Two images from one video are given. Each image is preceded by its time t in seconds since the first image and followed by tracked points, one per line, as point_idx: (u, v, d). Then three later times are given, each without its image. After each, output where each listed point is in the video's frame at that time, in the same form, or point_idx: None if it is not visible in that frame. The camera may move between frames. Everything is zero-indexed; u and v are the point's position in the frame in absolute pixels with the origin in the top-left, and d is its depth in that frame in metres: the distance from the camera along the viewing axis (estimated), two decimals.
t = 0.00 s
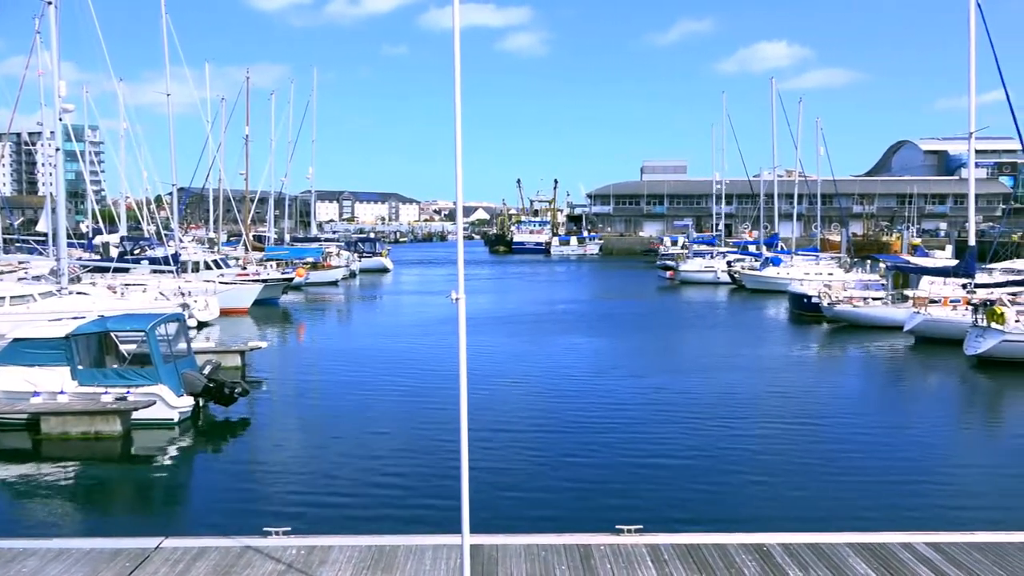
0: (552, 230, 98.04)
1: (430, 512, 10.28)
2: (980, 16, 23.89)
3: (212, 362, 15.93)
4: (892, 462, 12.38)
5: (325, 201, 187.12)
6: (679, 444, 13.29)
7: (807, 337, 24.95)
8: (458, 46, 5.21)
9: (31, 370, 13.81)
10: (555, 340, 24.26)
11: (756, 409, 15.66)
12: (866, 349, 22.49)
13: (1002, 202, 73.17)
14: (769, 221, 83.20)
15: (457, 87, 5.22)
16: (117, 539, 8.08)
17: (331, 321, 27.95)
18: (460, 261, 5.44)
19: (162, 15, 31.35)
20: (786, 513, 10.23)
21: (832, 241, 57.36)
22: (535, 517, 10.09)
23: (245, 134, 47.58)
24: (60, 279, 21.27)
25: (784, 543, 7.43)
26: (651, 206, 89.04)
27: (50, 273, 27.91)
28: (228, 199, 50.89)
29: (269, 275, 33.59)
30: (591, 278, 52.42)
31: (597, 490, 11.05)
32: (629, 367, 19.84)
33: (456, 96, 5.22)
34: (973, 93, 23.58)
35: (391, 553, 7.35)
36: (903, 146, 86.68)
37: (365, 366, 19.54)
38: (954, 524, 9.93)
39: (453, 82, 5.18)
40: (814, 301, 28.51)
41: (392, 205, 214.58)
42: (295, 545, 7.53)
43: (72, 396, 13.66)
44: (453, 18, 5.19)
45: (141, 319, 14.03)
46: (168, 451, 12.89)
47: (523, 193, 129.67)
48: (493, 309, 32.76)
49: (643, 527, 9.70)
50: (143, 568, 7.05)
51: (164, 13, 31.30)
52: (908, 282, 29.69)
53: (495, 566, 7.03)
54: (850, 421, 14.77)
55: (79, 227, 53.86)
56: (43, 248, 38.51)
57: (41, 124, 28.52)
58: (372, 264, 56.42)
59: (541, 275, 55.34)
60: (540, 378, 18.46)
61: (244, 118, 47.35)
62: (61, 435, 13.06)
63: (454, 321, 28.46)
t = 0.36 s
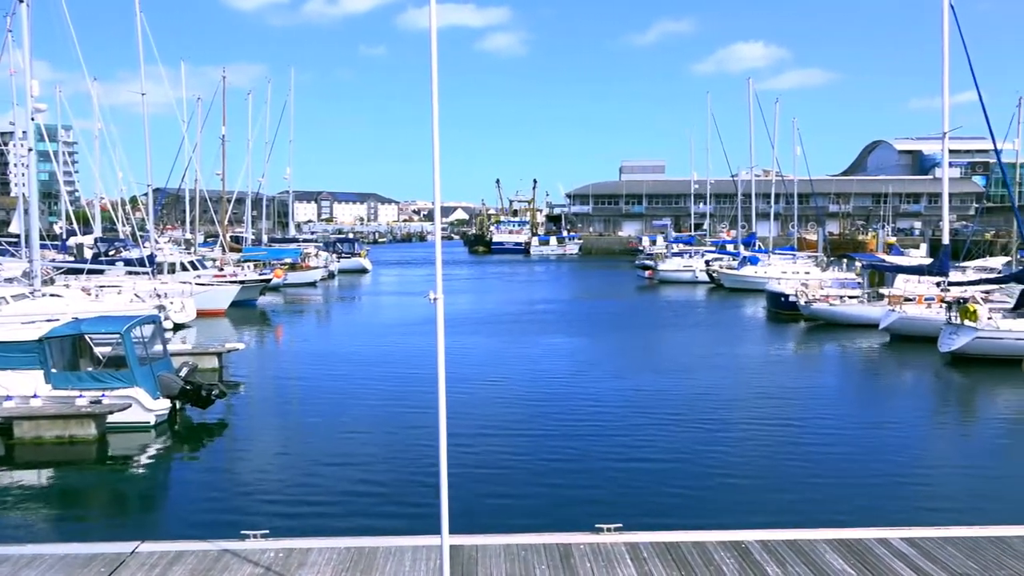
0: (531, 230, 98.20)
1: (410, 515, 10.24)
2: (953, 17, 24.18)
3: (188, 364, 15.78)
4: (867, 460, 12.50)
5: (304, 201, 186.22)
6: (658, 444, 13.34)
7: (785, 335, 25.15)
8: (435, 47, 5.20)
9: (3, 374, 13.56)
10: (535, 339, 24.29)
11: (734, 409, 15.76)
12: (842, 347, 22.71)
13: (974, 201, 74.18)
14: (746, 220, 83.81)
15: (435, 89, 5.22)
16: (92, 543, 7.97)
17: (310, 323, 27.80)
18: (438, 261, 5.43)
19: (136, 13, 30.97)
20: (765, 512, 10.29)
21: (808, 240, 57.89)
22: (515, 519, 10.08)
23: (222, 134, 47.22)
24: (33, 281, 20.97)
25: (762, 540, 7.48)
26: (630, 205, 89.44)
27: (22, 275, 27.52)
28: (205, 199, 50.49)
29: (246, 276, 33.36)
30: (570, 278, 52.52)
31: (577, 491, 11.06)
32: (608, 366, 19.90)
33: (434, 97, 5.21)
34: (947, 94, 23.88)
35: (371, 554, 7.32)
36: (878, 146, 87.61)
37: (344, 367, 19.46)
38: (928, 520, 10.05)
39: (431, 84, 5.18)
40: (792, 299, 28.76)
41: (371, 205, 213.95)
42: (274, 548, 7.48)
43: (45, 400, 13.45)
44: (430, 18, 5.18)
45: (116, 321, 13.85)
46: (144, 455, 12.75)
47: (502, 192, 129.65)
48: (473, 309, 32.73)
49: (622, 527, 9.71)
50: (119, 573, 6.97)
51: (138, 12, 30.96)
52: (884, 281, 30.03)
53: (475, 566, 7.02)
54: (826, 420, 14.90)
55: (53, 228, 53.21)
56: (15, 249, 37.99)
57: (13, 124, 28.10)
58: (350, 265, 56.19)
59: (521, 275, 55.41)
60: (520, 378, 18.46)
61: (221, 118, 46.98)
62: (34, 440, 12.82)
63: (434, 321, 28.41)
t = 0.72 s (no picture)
0: (508, 230, 98.22)
1: (388, 518, 10.21)
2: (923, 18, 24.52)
3: (162, 367, 15.61)
4: (841, 458, 12.66)
5: (279, 202, 184.85)
6: (635, 444, 13.41)
7: (760, 333, 25.38)
8: (408, 47, 5.19)
9: None
10: (513, 339, 24.32)
11: (710, 407, 15.89)
12: (816, 345, 22.95)
13: (945, 200, 75.20)
14: (721, 219, 84.38)
15: (409, 89, 5.21)
16: (64, 550, 7.85)
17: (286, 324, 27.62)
18: (413, 260, 5.42)
19: (105, 10, 30.50)
20: (741, 511, 10.38)
21: (782, 239, 58.39)
22: (493, 521, 10.08)
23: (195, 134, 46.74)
24: (2, 284, 20.62)
25: (738, 536, 7.55)
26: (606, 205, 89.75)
27: None
28: (178, 200, 49.98)
29: (220, 278, 33.09)
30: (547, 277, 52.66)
31: (555, 493, 11.08)
32: (585, 366, 19.97)
33: (408, 97, 5.20)
34: (917, 94, 24.20)
35: (348, 556, 7.28)
36: (851, 145, 88.55)
37: (321, 369, 19.36)
38: (900, 516, 10.19)
39: (406, 84, 5.17)
40: (766, 297, 29.01)
41: (347, 205, 212.83)
42: (249, 552, 7.42)
43: (15, 405, 13.22)
44: (404, 19, 5.18)
45: (88, 324, 13.65)
46: (117, 459, 12.60)
47: (479, 192, 129.48)
48: (450, 309, 32.68)
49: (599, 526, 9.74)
50: None
51: (109, 11, 30.55)
52: (857, 279, 30.39)
53: (453, 567, 7.01)
54: (801, 418, 15.06)
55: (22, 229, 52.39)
56: None
57: None
58: (327, 266, 55.90)
59: (498, 275, 55.41)
60: (497, 379, 18.48)
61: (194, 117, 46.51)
62: (4, 445, 12.61)
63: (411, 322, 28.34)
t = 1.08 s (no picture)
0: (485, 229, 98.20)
1: (365, 520, 10.17)
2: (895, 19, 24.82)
3: (136, 369, 15.44)
4: (816, 456, 12.79)
5: (255, 202, 183.36)
6: (613, 444, 13.46)
7: (735, 332, 25.58)
8: (384, 46, 5.17)
9: None
10: (490, 339, 24.32)
11: (687, 407, 16.00)
12: (790, 343, 23.18)
13: (916, 199, 76.24)
14: (697, 219, 84.95)
15: (385, 88, 5.19)
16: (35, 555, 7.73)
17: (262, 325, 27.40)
18: (390, 260, 5.41)
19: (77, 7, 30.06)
20: (717, 510, 10.45)
21: (757, 238, 58.90)
22: (471, 523, 10.07)
23: (169, 133, 46.24)
24: None
25: (714, 534, 7.60)
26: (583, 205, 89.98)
27: None
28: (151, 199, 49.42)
29: (195, 278, 32.78)
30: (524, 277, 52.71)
31: (533, 494, 11.09)
32: (563, 366, 20.01)
33: (384, 97, 5.18)
34: (890, 95, 24.51)
35: (325, 558, 7.24)
36: (824, 146, 89.44)
37: (297, 370, 19.23)
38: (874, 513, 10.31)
39: (382, 84, 5.15)
40: (742, 296, 29.26)
41: (323, 205, 211.62)
42: (225, 554, 7.35)
43: None
44: (380, 19, 5.16)
45: (59, 325, 13.45)
46: (90, 462, 12.45)
47: (456, 192, 129.26)
48: (427, 310, 32.59)
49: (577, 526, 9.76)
50: None
51: (79, 7, 30.11)
52: (831, 277, 30.74)
53: (431, 567, 7.01)
54: (776, 417, 15.20)
55: None
56: None
57: None
58: (303, 266, 55.55)
59: (476, 275, 55.37)
60: (474, 379, 18.47)
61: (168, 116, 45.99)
62: None
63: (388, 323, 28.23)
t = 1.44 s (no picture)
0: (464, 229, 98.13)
1: (342, 522, 10.12)
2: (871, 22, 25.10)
3: (110, 368, 15.26)
4: (792, 456, 12.89)
5: (231, 201, 181.88)
6: (591, 445, 13.50)
7: (713, 332, 25.76)
8: (362, 45, 5.15)
9: None
10: (469, 339, 24.29)
11: (664, 407, 16.09)
12: (766, 343, 23.38)
13: (890, 200, 77.17)
14: (675, 219, 85.44)
15: (363, 88, 5.17)
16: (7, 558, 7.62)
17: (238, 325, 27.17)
18: (367, 260, 5.40)
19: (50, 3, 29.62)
20: (695, 511, 10.51)
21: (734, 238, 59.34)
22: (449, 524, 10.05)
23: (144, 131, 45.74)
24: None
25: (691, 533, 7.64)
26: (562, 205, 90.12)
27: None
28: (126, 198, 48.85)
29: (171, 277, 32.48)
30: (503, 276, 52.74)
31: (512, 496, 11.10)
32: (541, 366, 20.04)
33: (362, 97, 5.17)
34: (866, 97, 24.79)
35: (302, 559, 7.20)
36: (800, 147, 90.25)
37: (274, 371, 19.11)
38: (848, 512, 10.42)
39: (360, 83, 5.14)
40: (719, 296, 29.45)
41: (300, 204, 210.27)
42: (201, 556, 7.28)
43: None
44: (359, 18, 5.14)
45: (32, 325, 13.27)
46: (63, 463, 12.30)
47: (434, 192, 129.01)
48: (405, 309, 32.50)
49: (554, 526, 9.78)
50: None
51: (52, 3, 29.69)
52: (807, 278, 31.03)
53: (408, 567, 6.99)
54: (753, 417, 15.32)
55: None
56: None
57: None
58: (280, 265, 55.19)
59: (455, 275, 55.31)
60: (452, 379, 18.45)
61: (143, 114, 45.53)
62: None
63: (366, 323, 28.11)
